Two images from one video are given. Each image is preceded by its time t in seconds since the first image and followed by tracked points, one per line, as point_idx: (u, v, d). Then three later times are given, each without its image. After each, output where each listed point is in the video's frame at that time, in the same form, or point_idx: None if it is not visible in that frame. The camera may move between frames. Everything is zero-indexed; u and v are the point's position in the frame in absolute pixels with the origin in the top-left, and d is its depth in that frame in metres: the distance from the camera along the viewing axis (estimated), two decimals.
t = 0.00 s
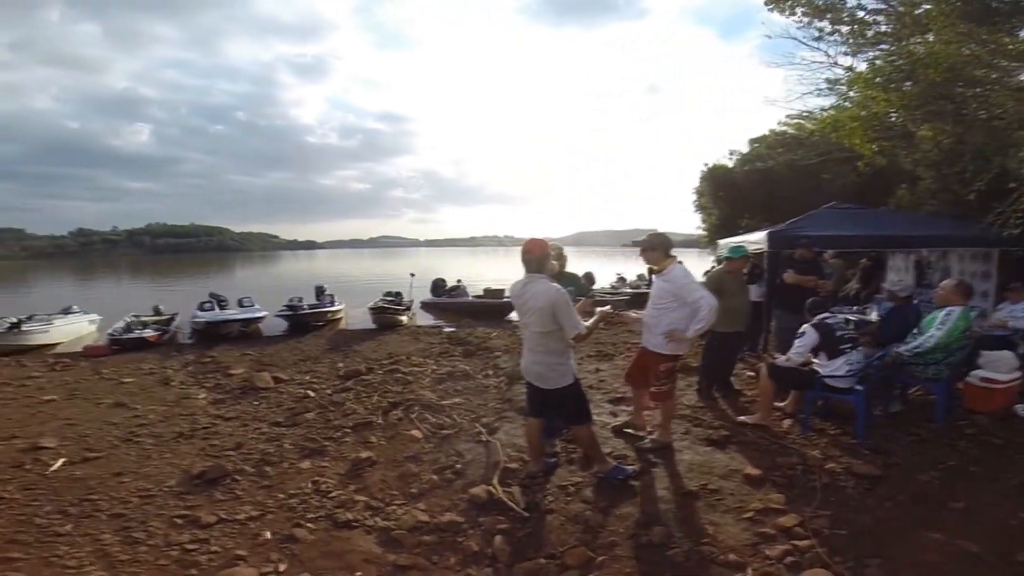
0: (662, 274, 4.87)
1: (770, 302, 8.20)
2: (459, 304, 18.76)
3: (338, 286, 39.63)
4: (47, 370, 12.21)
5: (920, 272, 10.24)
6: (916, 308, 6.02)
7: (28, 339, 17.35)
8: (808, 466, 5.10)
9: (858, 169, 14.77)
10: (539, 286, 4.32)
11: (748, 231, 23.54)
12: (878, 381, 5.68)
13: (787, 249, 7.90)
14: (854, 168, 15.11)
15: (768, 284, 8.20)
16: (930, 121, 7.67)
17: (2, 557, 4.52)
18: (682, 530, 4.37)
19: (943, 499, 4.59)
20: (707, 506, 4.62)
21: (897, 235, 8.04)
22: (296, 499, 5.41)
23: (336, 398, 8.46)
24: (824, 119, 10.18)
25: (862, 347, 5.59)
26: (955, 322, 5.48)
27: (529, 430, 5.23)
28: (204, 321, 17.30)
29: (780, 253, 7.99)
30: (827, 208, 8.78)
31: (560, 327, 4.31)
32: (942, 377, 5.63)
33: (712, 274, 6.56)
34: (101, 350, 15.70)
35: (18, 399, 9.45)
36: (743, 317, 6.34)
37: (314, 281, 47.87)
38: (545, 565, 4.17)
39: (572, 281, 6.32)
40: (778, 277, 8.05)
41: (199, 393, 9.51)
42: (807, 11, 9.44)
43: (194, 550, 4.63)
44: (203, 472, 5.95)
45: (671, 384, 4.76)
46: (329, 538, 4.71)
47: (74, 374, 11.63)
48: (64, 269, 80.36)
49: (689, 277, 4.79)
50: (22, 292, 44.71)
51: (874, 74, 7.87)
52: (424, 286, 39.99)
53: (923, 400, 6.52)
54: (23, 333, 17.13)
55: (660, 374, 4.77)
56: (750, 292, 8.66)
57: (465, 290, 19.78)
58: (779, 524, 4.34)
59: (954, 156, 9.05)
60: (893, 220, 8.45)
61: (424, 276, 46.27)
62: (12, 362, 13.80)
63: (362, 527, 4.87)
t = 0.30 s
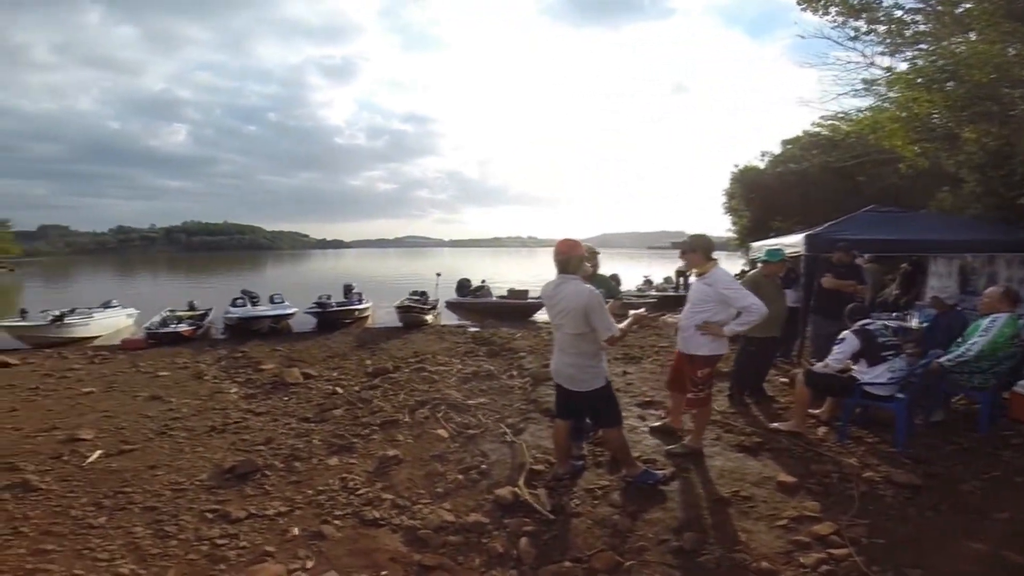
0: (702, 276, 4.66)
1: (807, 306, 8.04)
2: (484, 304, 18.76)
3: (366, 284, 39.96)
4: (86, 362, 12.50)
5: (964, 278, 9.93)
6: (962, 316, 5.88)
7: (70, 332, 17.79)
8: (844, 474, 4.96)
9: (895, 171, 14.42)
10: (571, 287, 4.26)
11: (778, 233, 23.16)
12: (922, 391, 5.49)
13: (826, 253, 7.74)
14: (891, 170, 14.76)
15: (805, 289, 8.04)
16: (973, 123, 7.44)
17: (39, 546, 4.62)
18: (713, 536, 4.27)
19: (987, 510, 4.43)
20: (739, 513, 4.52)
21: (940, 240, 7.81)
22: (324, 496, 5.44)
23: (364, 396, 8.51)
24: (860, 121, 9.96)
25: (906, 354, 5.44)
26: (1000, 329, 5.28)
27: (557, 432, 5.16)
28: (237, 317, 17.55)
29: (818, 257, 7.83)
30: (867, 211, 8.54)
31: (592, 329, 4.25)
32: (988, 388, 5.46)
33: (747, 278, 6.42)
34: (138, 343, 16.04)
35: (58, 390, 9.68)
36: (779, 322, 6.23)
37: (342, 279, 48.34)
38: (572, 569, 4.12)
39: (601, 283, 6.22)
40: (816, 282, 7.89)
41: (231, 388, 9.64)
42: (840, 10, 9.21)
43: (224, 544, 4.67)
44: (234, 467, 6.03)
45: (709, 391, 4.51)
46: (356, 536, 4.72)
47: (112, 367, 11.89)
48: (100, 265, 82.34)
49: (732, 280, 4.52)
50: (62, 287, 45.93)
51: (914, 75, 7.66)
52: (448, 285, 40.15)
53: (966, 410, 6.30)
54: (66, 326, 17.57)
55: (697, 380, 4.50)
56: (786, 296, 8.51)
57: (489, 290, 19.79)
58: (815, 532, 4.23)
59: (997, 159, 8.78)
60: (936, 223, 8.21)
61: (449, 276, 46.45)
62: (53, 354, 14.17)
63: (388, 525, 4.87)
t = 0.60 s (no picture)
0: (743, 272, 4.52)
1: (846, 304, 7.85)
2: (509, 300, 18.72)
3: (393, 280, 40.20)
4: (124, 355, 12.73)
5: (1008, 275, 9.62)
6: (1011, 314, 5.68)
7: (109, 325, 18.17)
8: (884, 477, 4.82)
9: (933, 165, 14.04)
10: (607, 282, 4.19)
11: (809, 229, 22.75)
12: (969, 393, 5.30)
13: (865, 250, 7.60)
14: (928, 165, 14.38)
15: (844, 287, 7.88)
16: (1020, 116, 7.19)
17: (75, 539, 4.69)
18: (748, 538, 4.17)
19: None
20: (775, 514, 4.41)
21: (988, 237, 7.57)
22: (353, 491, 5.45)
23: (391, 390, 8.54)
24: (898, 114, 9.71)
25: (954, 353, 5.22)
26: None
27: (587, 430, 5.09)
28: (267, 311, 17.75)
29: (857, 254, 7.68)
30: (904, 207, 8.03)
31: (627, 325, 4.16)
32: None
33: (786, 275, 6.27)
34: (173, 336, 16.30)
35: (97, 382, 9.88)
36: (817, 320, 6.09)
37: (368, 274, 48.68)
38: (602, 569, 4.05)
39: (634, 279, 6.14)
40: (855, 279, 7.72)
41: (262, 381, 9.74)
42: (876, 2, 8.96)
43: (255, 539, 4.70)
44: (266, 460, 6.08)
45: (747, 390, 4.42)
46: (385, 532, 4.71)
47: (149, 359, 12.10)
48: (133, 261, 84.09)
49: (774, 276, 4.41)
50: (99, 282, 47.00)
51: (959, 67, 7.43)
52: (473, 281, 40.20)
53: (1013, 412, 6.08)
54: (105, 320, 17.95)
55: (734, 378, 4.41)
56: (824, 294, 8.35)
57: (513, 285, 19.75)
58: (855, 535, 4.10)
59: None
60: (981, 219, 7.85)
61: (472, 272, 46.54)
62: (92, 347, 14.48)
63: (417, 521, 4.86)
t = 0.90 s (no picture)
0: (782, 265, 4.41)
1: (884, 300, 7.66)
2: (532, 292, 18.65)
3: (416, 271, 40.36)
4: (158, 343, 12.94)
5: None
6: None
7: (144, 314, 18.45)
8: (923, 477, 4.68)
9: (972, 157, 13.63)
10: (642, 273, 4.09)
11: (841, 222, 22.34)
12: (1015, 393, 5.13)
13: (906, 244, 7.39)
14: (966, 156, 13.98)
15: (883, 282, 7.67)
16: None
17: (109, 529, 4.75)
18: (781, 538, 4.08)
19: None
20: (809, 514, 4.31)
21: None
22: (380, 483, 5.45)
23: (417, 382, 8.54)
24: (938, 105, 9.43)
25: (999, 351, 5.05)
26: None
27: (616, 425, 5.02)
28: (294, 302, 17.92)
29: (898, 248, 7.47)
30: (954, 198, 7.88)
31: (663, 318, 4.08)
32: None
33: (823, 269, 6.10)
34: (205, 326, 16.51)
35: (132, 371, 10.05)
36: (855, 316, 5.93)
37: (392, 266, 48.97)
38: (631, 567, 3.99)
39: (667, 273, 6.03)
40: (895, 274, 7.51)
41: (289, 371, 9.82)
42: None
43: (284, 531, 4.72)
44: (295, 451, 6.13)
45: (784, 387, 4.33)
46: (411, 525, 4.69)
47: (181, 349, 12.28)
48: (163, 251, 85.71)
49: (815, 270, 4.29)
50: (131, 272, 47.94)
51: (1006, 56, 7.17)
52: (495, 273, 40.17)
53: None
54: (140, 309, 18.24)
55: (771, 374, 4.33)
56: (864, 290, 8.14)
57: (536, 278, 19.66)
58: (892, 536, 3.99)
59: None
60: None
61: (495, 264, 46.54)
62: (126, 336, 14.75)
63: (443, 515, 4.84)
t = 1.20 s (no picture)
0: (827, 271, 4.29)
1: (931, 309, 7.41)
2: (559, 292, 18.55)
3: (444, 268, 40.58)
4: (193, 333, 13.18)
5: None
6: None
7: (182, 305, 18.82)
8: (964, 492, 4.51)
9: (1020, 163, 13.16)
10: (681, 276, 4.00)
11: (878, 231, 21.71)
12: None
13: (955, 252, 7.13)
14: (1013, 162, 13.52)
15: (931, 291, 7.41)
16: None
17: (140, 518, 4.81)
18: (814, 549, 3.95)
19: None
20: (844, 525, 4.18)
21: None
22: (406, 479, 5.44)
23: (443, 378, 8.54)
24: (986, 109, 9.11)
25: None
26: None
27: (646, 430, 4.93)
28: (326, 295, 18.12)
29: (948, 256, 7.22)
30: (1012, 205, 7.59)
31: (702, 322, 3.99)
32: None
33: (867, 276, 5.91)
34: (240, 317, 16.77)
35: (170, 359, 10.24)
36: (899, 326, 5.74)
37: (420, 263, 49.29)
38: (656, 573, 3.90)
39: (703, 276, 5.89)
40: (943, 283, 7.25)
41: (319, 363, 9.92)
42: None
43: (310, 524, 4.73)
44: (324, 444, 6.18)
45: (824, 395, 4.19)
46: (435, 522, 4.67)
47: (217, 339, 12.49)
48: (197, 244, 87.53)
49: (863, 276, 4.16)
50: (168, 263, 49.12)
51: None
52: (522, 272, 40.18)
53: None
54: (179, 299, 18.61)
55: (811, 383, 4.19)
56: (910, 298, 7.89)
57: (563, 278, 19.58)
58: (931, 550, 3.84)
59: None
60: None
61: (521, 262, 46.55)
62: (165, 325, 15.06)
63: (466, 513, 4.80)
